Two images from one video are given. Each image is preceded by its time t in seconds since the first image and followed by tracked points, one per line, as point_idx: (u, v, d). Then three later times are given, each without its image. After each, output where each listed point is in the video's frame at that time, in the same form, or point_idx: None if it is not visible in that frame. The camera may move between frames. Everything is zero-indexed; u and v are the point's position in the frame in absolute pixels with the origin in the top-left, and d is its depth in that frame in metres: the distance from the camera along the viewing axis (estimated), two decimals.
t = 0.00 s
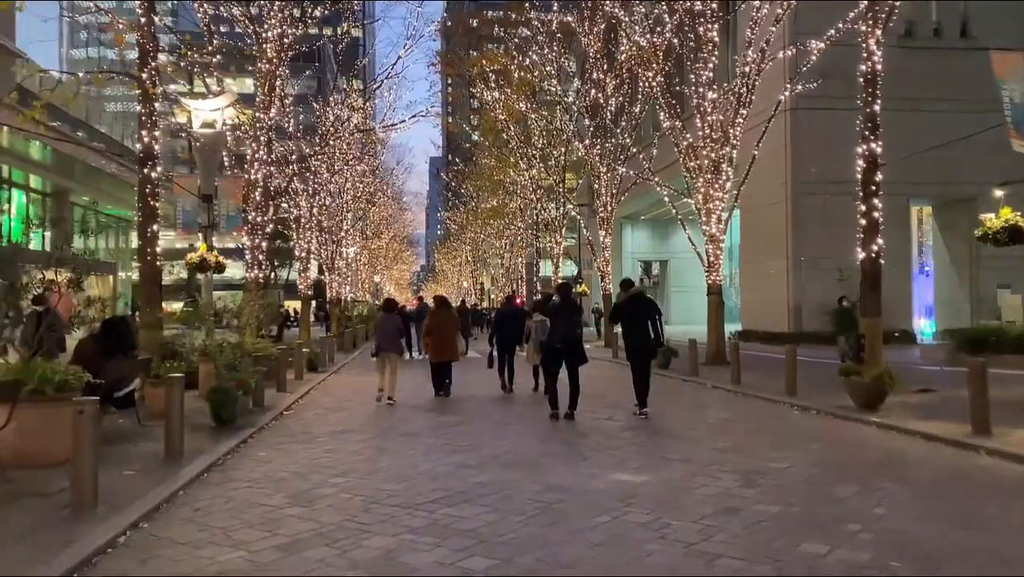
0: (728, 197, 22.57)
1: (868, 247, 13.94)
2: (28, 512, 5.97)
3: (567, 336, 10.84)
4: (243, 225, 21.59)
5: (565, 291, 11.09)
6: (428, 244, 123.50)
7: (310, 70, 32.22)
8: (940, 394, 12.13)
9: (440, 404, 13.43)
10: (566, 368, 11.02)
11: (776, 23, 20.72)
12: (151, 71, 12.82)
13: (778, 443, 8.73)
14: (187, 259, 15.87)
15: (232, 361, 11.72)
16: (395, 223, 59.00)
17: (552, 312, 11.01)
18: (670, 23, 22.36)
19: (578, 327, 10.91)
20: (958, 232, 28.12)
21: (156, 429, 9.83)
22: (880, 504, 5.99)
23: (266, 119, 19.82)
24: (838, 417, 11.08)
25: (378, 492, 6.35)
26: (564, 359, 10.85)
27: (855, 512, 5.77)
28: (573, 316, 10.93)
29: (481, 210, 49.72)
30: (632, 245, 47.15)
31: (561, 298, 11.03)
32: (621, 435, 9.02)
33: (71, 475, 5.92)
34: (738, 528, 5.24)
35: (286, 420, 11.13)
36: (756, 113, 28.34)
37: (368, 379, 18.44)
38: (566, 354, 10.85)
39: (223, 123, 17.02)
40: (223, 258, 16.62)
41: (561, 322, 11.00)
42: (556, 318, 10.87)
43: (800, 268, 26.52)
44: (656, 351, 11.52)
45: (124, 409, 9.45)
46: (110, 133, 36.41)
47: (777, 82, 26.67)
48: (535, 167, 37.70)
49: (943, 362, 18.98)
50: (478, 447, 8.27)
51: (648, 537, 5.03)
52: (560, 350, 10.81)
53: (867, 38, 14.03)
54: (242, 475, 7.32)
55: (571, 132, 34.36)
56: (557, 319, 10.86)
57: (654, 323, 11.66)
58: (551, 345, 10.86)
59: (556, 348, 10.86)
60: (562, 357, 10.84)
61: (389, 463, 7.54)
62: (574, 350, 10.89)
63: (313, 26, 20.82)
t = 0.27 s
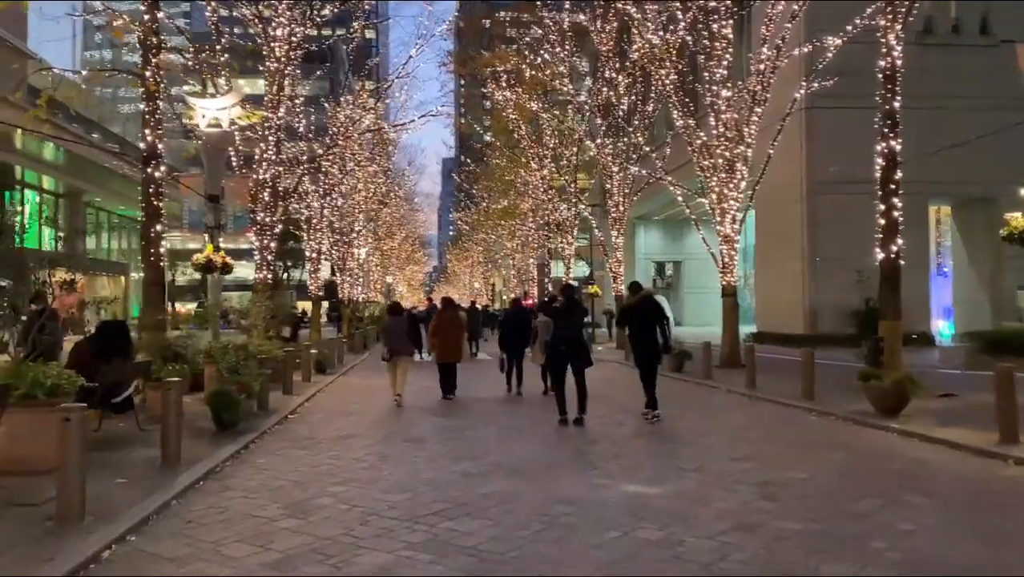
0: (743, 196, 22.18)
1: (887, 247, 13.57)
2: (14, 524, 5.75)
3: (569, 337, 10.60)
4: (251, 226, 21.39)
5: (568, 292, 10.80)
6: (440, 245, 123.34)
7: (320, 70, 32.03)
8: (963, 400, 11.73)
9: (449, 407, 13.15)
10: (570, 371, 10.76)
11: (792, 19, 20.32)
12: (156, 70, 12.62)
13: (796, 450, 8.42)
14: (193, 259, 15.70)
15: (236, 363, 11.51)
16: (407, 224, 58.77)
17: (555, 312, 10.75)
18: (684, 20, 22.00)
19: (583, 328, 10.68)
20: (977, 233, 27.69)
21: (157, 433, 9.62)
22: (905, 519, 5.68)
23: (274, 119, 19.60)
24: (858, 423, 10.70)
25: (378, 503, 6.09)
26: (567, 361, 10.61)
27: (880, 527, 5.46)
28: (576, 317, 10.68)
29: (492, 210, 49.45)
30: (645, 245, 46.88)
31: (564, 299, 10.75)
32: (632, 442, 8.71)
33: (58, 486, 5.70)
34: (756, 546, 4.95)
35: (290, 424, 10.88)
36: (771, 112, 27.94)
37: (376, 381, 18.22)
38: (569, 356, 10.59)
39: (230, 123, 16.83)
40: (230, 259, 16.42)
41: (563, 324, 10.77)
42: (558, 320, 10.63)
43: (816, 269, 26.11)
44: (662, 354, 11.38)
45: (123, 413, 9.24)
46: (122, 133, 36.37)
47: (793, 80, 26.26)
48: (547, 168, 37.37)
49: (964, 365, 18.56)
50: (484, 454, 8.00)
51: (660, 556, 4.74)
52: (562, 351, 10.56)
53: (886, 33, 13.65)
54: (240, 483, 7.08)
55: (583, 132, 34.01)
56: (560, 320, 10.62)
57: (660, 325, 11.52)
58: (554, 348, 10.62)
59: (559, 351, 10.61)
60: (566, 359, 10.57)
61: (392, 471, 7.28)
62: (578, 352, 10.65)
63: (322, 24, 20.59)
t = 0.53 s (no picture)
0: (756, 195, 21.83)
1: (906, 247, 13.22)
2: (1, 532, 5.53)
3: (576, 338, 10.35)
4: (257, 226, 21.19)
5: (574, 292, 10.56)
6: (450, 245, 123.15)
7: (329, 70, 31.84)
8: (984, 403, 11.39)
9: (456, 409, 12.90)
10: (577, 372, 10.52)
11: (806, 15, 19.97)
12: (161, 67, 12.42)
13: (814, 456, 8.12)
14: (198, 259, 15.54)
15: (240, 364, 11.30)
16: (416, 224, 58.51)
17: (561, 314, 10.51)
18: (696, 16, 21.68)
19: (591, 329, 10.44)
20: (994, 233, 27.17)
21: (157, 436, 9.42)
22: (933, 531, 5.38)
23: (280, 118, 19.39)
24: (877, 428, 10.37)
25: (379, 512, 5.85)
26: (574, 361, 10.36)
27: (906, 541, 5.17)
28: (582, 319, 10.45)
29: (502, 211, 49.17)
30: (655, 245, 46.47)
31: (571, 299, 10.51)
32: (644, 447, 8.43)
33: (46, 491, 5.48)
34: (776, 561, 4.67)
35: (293, 428, 10.66)
36: (783, 111, 27.58)
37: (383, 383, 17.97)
38: (576, 358, 10.35)
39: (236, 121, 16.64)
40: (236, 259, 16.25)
41: (570, 325, 10.52)
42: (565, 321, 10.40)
43: (829, 269, 25.73)
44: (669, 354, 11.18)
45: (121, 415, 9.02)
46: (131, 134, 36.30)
47: (806, 77, 25.90)
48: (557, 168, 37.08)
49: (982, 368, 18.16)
50: (491, 459, 7.73)
51: (675, 571, 4.48)
52: (569, 352, 10.31)
53: (904, 28, 13.31)
54: (238, 490, 6.85)
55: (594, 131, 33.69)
56: (566, 322, 10.38)
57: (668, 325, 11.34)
58: (561, 349, 10.39)
59: (567, 352, 10.39)
60: (574, 361, 10.35)
61: (394, 477, 7.03)
62: (585, 353, 10.40)
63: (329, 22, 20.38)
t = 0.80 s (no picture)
0: (768, 195, 21.51)
1: (922, 248, 12.91)
2: None
3: (583, 339, 10.09)
4: (263, 226, 21.01)
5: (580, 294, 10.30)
6: (459, 246, 122.96)
7: (337, 69, 31.66)
8: (1004, 409, 11.08)
9: (463, 413, 12.66)
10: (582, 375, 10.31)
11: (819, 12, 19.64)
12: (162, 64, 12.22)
13: (831, 465, 7.84)
14: (202, 260, 15.38)
15: (241, 367, 11.10)
16: (425, 224, 58.30)
17: (568, 315, 10.28)
18: (707, 14, 21.38)
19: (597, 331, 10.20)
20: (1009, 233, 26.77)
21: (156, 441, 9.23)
22: (959, 548, 5.12)
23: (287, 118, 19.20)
24: (894, 434, 10.07)
25: (379, 525, 5.62)
26: (580, 365, 10.15)
27: (931, 559, 4.91)
28: (589, 321, 10.21)
29: (511, 211, 48.92)
30: (664, 245, 46.05)
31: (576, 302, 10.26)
32: (654, 455, 8.19)
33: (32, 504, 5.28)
34: None
35: (296, 432, 10.45)
36: (796, 110, 27.24)
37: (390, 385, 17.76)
38: (582, 361, 10.12)
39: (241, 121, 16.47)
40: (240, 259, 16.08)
41: (577, 326, 10.29)
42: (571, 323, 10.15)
43: (842, 270, 25.39)
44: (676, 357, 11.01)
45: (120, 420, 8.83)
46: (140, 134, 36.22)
47: (819, 75, 25.57)
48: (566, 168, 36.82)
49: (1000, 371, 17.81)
50: (497, 467, 7.49)
51: None
52: (575, 355, 10.10)
53: (921, 23, 13.00)
54: (234, 500, 6.62)
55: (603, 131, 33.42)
56: (573, 323, 10.15)
57: (675, 328, 11.15)
58: (566, 352, 10.13)
59: (572, 355, 10.13)
60: (580, 364, 10.10)
61: (396, 487, 6.81)
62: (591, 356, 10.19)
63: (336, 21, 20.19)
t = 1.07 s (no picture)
0: (779, 195, 21.13)
1: (939, 248, 12.56)
2: None
3: (586, 341, 9.84)
4: (266, 226, 20.77)
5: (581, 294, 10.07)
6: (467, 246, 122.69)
7: (343, 68, 31.42)
8: None
9: (466, 416, 12.39)
10: (584, 378, 10.07)
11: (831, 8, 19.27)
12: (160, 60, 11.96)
13: (846, 475, 7.53)
14: (203, 260, 15.17)
15: (241, 368, 10.85)
16: (433, 224, 58.02)
17: (570, 316, 10.02)
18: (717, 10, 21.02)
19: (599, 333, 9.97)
20: None
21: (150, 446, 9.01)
22: (987, 567, 4.80)
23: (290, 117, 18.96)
24: (911, 441, 9.74)
25: (372, 540, 5.34)
26: (582, 368, 9.91)
27: None
28: (592, 322, 9.95)
29: (519, 211, 48.58)
30: (674, 246, 45.46)
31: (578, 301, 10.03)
32: (663, 462, 7.89)
33: (7, 514, 5.04)
34: None
35: (294, 436, 10.20)
36: (807, 109, 26.90)
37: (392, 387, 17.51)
38: (585, 364, 9.86)
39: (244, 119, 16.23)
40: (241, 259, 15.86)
41: (580, 328, 10.02)
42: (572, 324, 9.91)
43: (854, 271, 24.99)
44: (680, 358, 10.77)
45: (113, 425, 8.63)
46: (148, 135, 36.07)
47: (831, 74, 25.20)
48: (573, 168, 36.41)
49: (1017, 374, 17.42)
50: (499, 476, 7.21)
51: None
52: (577, 358, 9.84)
53: (937, 17, 12.63)
54: (226, 510, 6.36)
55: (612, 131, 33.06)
56: (576, 324, 9.88)
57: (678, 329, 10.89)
58: (569, 354, 9.90)
59: (575, 356, 9.90)
60: (582, 366, 9.86)
61: (393, 496, 6.54)
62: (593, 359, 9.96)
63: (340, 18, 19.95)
